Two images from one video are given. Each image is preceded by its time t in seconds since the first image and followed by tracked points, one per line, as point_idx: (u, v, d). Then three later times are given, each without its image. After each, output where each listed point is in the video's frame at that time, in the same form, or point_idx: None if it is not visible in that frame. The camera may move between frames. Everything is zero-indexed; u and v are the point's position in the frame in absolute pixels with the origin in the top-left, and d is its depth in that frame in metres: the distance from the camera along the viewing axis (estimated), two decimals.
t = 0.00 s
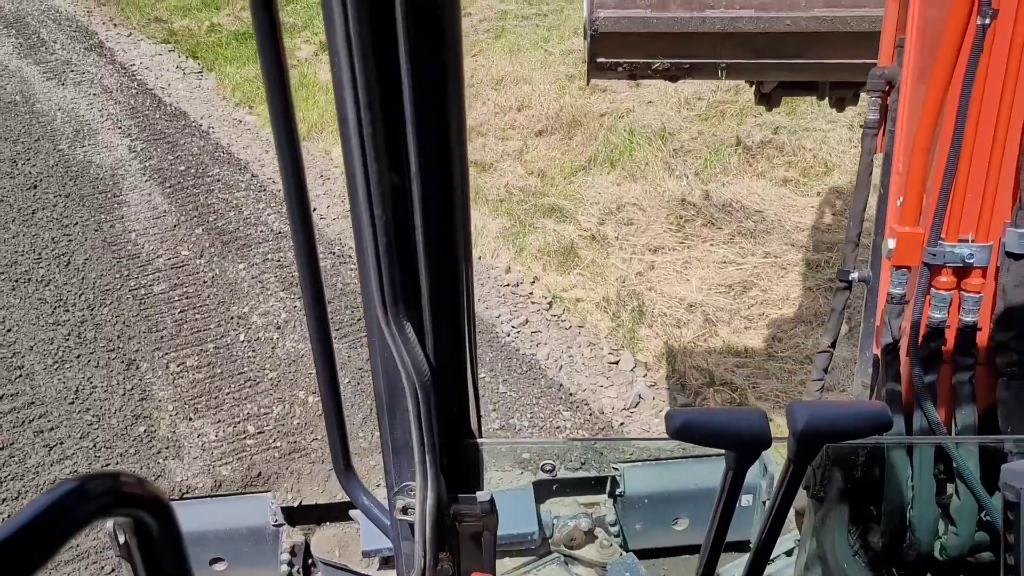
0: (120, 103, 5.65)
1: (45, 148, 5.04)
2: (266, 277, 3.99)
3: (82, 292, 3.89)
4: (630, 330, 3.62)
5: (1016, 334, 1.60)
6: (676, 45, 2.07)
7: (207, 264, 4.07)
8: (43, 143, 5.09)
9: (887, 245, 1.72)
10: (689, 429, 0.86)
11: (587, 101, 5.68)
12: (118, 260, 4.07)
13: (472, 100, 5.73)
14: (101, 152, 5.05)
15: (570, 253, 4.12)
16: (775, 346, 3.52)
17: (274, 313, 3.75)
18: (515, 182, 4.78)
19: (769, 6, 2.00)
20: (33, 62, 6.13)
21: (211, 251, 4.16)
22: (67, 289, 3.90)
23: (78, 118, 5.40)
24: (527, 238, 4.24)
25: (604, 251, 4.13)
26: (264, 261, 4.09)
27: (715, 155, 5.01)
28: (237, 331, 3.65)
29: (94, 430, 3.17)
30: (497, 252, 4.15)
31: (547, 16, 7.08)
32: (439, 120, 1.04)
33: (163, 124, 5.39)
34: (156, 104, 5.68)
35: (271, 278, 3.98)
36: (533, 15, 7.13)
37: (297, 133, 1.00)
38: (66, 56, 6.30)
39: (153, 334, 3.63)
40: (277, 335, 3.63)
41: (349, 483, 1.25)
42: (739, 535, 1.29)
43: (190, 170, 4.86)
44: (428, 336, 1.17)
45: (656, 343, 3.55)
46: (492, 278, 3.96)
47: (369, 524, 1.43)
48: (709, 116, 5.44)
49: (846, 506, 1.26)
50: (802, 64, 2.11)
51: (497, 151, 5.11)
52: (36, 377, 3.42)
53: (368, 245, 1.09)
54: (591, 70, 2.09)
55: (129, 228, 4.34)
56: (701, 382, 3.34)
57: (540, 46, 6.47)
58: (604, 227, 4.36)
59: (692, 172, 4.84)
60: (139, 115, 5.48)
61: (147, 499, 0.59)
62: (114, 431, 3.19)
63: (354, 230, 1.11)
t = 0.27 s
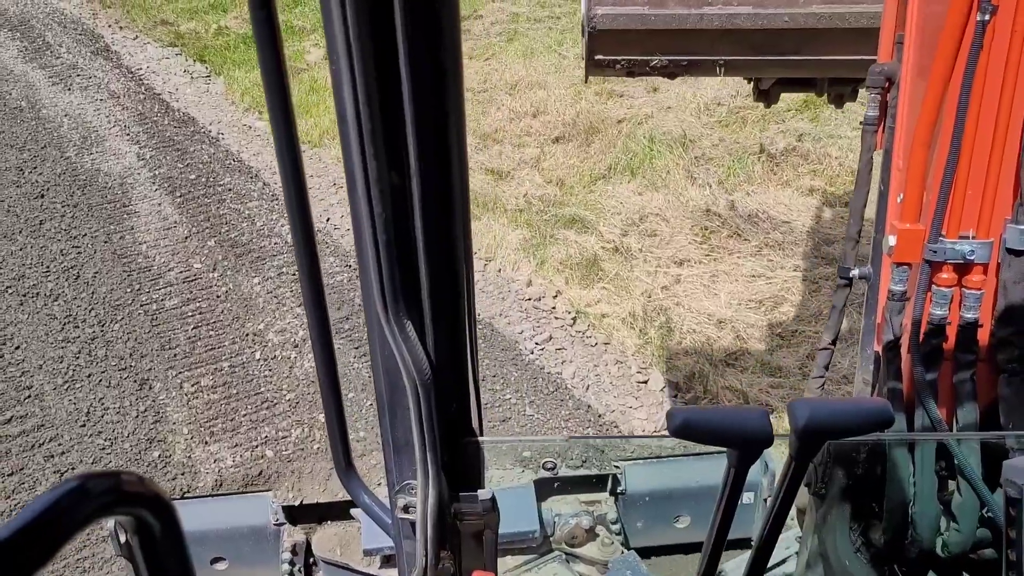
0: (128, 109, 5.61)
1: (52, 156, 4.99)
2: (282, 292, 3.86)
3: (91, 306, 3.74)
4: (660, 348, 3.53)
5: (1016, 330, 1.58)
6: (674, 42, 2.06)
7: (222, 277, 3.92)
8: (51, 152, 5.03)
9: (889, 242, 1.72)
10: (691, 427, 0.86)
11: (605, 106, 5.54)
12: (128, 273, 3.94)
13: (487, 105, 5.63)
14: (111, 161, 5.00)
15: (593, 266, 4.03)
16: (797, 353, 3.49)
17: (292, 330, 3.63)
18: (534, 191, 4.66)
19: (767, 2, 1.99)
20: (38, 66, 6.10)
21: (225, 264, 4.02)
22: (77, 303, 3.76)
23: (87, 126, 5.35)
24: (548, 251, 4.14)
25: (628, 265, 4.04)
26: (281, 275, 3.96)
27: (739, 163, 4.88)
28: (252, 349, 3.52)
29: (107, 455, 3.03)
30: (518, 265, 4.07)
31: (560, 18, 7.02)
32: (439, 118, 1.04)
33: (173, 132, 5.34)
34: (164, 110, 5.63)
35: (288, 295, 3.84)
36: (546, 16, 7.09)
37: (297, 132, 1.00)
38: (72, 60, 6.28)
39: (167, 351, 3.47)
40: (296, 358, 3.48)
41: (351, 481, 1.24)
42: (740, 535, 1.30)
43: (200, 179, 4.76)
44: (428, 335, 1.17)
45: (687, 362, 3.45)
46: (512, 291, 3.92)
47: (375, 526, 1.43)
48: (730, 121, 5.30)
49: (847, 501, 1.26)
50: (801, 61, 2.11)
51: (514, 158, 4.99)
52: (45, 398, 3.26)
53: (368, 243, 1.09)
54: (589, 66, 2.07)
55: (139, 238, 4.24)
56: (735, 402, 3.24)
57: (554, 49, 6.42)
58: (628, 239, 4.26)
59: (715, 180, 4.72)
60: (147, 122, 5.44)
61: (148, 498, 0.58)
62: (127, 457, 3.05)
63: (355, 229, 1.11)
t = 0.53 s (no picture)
0: (132, 115, 5.57)
1: (56, 164, 4.94)
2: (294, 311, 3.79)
3: (97, 324, 3.70)
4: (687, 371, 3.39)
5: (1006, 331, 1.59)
6: (665, 44, 2.07)
7: (234, 297, 3.86)
8: (54, 160, 4.99)
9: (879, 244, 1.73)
10: (680, 423, 0.87)
11: (619, 115, 5.43)
12: (136, 291, 3.88)
13: (499, 113, 5.54)
14: (116, 168, 4.95)
15: (612, 282, 3.87)
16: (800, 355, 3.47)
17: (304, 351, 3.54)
18: (549, 204, 4.50)
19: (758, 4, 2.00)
20: (41, 71, 6.07)
21: (234, 280, 3.97)
22: (82, 321, 3.72)
23: (91, 133, 5.31)
24: (565, 265, 3.99)
25: (648, 279, 3.89)
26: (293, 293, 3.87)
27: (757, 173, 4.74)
28: (265, 371, 3.42)
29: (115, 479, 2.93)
30: (534, 279, 3.93)
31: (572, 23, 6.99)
32: (432, 122, 1.04)
33: (178, 140, 5.29)
34: (170, 117, 5.60)
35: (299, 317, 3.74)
36: (557, 21, 7.06)
37: (289, 134, 1.01)
38: (76, 65, 6.25)
39: (175, 372, 3.42)
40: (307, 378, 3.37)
41: (343, 483, 1.24)
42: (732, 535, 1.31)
43: (208, 190, 4.75)
44: (421, 338, 1.17)
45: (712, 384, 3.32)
46: (529, 307, 3.78)
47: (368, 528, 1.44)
48: (748, 130, 5.21)
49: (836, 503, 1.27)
50: (792, 63, 2.12)
51: (527, 168, 4.86)
52: (51, 422, 3.17)
53: (360, 245, 1.09)
54: (581, 68, 2.09)
55: (146, 253, 4.18)
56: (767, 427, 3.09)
57: (565, 54, 6.39)
58: (647, 253, 4.11)
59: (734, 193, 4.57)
60: (151, 128, 5.40)
61: (139, 499, 0.59)
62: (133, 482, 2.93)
63: (347, 232, 1.11)
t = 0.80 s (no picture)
0: (142, 120, 5.55)
1: (65, 173, 4.90)
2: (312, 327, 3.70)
3: (109, 343, 3.65)
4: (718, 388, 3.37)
5: (1012, 329, 1.58)
6: (670, 43, 2.06)
7: (249, 310, 3.78)
8: (63, 168, 4.95)
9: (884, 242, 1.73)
10: (684, 412, 0.87)
11: (639, 121, 5.39)
12: (148, 305, 3.82)
13: (516, 118, 5.49)
14: (126, 176, 4.92)
15: (640, 297, 3.84)
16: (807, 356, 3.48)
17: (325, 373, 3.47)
18: (571, 213, 4.46)
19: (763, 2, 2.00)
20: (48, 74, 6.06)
21: (250, 295, 3.90)
22: (94, 339, 3.67)
23: (100, 138, 5.28)
24: (590, 279, 3.94)
25: (677, 295, 3.86)
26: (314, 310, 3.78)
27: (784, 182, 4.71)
28: (283, 393, 3.36)
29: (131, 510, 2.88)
30: (560, 294, 3.88)
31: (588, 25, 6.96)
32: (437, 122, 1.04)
33: (189, 146, 5.26)
34: (180, 122, 5.58)
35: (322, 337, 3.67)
36: (572, 23, 7.04)
37: (293, 134, 1.01)
38: (83, 68, 6.24)
39: (190, 395, 3.36)
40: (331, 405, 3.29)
41: (348, 482, 1.24)
42: (737, 533, 1.30)
43: (221, 200, 4.70)
44: (425, 337, 1.18)
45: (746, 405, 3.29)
46: (554, 323, 3.72)
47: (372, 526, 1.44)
48: (772, 137, 5.15)
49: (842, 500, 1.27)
50: (797, 62, 2.11)
51: (548, 177, 4.81)
52: (62, 448, 3.14)
53: (365, 244, 1.09)
54: (585, 68, 2.09)
55: (158, 266, 4.12)
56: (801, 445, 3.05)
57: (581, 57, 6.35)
58: (675, 266, 4.06)
59: (762, 203, 4.53)
60: (161, 134, 5.38)
61: (146, 500, 0.59)
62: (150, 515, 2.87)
63: (352, 230, 1.11)
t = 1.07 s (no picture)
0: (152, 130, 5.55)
1: (73, 184, 4.87)
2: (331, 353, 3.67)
3: (120, 365, 3.57)
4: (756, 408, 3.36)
5: (1016, 332, 1.58)
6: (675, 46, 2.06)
7: (265, 335, 3.74)
8: (72, 179, 4.92)
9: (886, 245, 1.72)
10: (685, 418, 0.86)
11: (659, 130, 5.37)
12: (160, 326, 3.72)
13: (534, 126, 5.49)
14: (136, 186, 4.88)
15: (668, 316, 3.81)
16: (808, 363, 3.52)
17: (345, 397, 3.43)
18: (595, 227, 4.44)
19: (768, 5, 2.00)
20: (56, 82, 6.11)
21: (266, 316, 3.86)
22: (105, 362, 3.58)
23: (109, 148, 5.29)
24: (617, 297, 3.91)
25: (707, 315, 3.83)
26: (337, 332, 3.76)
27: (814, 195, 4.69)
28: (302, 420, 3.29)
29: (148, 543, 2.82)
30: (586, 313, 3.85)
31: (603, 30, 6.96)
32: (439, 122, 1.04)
33: (200, 157, 5.26)
34: (191, 132, 5.58)
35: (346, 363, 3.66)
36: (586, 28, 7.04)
37: (296, 135, 1.01)
38: (91, 75, 6.28)
39: (206, 421, 3.28)
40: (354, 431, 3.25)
41: (349, 484, 1.25)
42: (740, 536, 1.30)
43: (234, 213, 4.65)
44: (427, 338, 1.18)
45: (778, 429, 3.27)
46: (580, 345, 3.69)
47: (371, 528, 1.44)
48: (798, 146, 5.13)
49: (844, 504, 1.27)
50: (800, 64, 2.12)
51: (569, 189, 4.79)
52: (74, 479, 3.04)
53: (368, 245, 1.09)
54: (591, 71, 2.07)
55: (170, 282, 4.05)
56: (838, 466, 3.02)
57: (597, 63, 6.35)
58: (705, 284, 4.03)
59: (792, 216, 4.51)
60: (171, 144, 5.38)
61: (147, 502, 0.59)
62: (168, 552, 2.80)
63: (355, 230, 1.11)
